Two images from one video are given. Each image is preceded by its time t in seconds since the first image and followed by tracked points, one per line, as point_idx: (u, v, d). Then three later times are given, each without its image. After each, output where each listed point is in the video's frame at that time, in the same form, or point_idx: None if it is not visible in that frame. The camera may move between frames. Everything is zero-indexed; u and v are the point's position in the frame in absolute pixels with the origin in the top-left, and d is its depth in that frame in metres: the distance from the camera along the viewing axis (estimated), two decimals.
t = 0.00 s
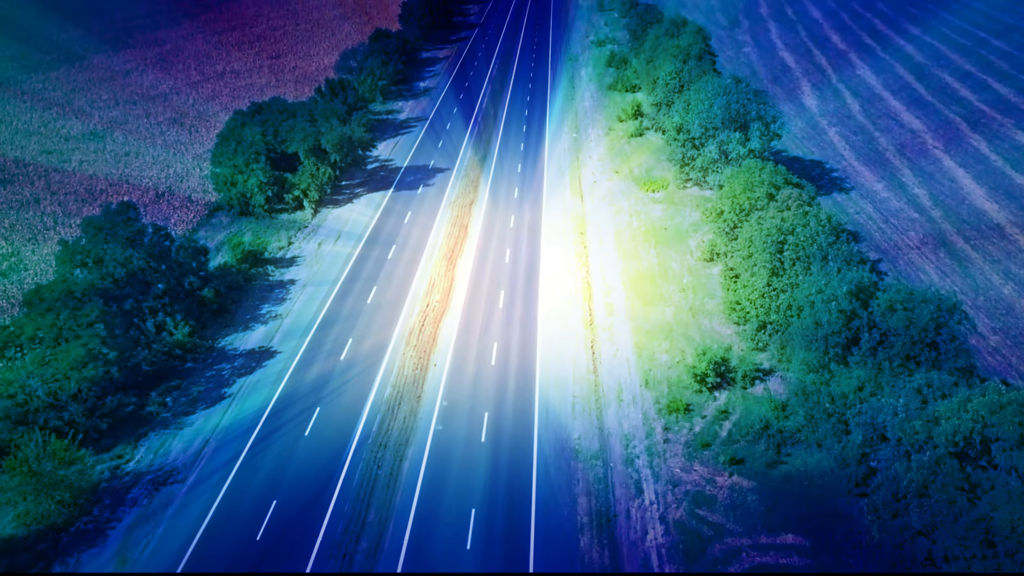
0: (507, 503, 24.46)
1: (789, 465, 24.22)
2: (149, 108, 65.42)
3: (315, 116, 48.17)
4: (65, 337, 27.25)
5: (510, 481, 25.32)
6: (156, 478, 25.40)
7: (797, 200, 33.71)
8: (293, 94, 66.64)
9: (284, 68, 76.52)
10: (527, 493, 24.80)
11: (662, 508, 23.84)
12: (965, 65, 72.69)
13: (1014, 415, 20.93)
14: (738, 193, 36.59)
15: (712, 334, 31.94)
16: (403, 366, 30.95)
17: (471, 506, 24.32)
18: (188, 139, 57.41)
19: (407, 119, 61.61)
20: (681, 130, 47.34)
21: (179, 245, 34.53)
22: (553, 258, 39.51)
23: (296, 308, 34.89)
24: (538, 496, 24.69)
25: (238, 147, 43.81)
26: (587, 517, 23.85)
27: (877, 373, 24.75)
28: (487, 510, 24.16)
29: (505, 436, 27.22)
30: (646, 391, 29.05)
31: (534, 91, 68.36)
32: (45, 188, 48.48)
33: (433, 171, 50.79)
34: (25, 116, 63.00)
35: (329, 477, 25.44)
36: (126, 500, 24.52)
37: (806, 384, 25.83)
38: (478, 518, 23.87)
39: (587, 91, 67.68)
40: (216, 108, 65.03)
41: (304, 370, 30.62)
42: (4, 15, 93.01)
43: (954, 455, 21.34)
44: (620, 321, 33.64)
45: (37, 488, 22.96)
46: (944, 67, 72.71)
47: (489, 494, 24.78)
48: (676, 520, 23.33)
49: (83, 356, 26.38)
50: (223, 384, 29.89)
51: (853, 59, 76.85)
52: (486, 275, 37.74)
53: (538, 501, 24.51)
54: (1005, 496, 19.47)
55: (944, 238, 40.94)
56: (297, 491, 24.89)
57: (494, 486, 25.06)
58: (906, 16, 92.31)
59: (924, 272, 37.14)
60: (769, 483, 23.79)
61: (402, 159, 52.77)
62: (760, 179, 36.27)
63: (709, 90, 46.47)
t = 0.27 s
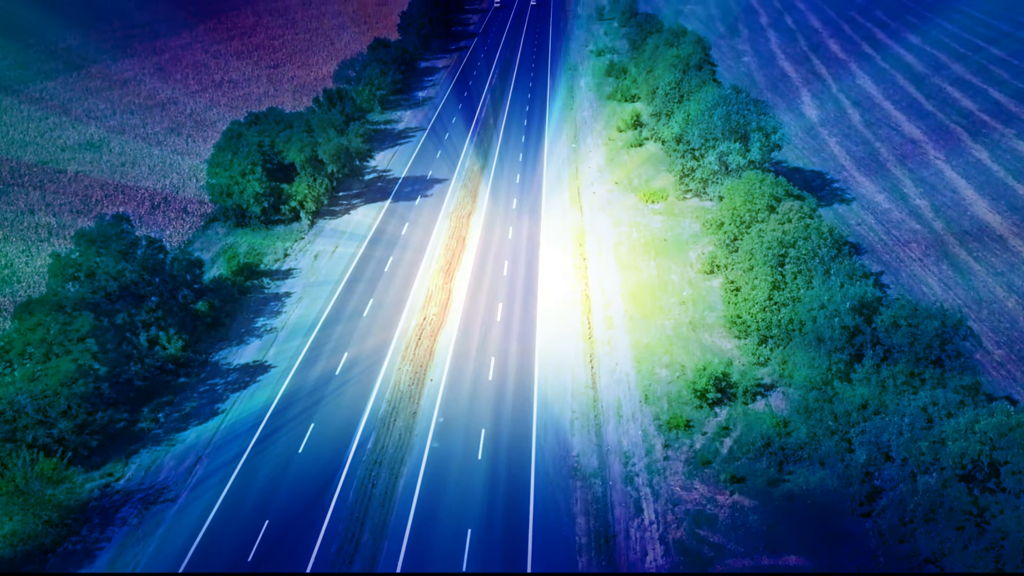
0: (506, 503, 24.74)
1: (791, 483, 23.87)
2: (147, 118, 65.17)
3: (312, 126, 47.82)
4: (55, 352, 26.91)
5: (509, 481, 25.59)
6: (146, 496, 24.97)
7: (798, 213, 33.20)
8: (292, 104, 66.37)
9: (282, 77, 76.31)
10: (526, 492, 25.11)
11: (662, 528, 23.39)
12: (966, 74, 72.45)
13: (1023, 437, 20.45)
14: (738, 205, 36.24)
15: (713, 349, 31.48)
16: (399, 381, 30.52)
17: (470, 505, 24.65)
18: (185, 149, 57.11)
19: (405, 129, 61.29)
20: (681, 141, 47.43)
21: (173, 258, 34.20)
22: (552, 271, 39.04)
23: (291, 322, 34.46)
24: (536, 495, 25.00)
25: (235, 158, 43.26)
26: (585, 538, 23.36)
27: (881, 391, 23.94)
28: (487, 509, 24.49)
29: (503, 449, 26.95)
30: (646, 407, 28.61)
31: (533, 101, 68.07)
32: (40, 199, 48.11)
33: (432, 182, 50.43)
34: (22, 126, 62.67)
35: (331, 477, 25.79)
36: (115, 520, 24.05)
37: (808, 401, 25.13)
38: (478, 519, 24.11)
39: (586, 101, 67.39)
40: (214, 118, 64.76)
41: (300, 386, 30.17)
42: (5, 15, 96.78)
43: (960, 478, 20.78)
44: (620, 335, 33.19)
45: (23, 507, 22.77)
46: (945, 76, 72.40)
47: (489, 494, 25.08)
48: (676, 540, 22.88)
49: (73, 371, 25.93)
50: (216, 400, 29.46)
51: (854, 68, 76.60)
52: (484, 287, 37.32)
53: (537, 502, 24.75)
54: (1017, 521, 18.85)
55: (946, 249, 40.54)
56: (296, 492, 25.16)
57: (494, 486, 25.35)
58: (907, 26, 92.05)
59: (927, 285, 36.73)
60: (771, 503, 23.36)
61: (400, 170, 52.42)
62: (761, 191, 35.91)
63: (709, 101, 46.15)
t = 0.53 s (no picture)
0: (505, 502, 25.05)
1: (794, 501, 23.29)
2: (144, 127, 64.87)
3: (309, 136, 47.58)
4: (45, 368, 26.42)
5: (507, 481, 25.86)
6: (136, 516, 24.54)
7: (800, 225, 32.65)
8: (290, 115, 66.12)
9: (281, 87, 76.09)
10: (524, 492, 25.41)
11: (663, 548, 22.97)
12: (967, 84, 72.30)
13: None
14: (739, 217, 35.87)
15: (714, 363, 31.05)
16: (395, 397, 30.08)
17: (470, 505, 24.90)
18: (182, 160, 56.79)
19: (404, 139, 60.97)
20: (681, 151, 47.26)
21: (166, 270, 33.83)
22: (551, 283, 38.63)
23: (286, 335, 34.05)
24: (536, 495, 25.28)
25: (231, 168, 43.04)
26: (584, 558, 22.90)
27: (885, 410, 23.46)
28: (486, 507, 24.82)
29: (501, 462, 26.69)
30: (646, 423, 28.18)
31: (532, 111, 67.80)
32: (35, 210, 47.74)
33: (430, 192, 50.07)
34: (18, 136, 62.31)
35: (331, 479, 26.03)
36: (104, 540, 23.64)
37: (811, 418, 24.58)
38: (478, 519, 24.35)
39: (586, 111, 67.14)
40: (211, 128, 64.46)
41: (294, 401, 29.77)
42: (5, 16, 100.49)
43: (967, 501, 20.63)
44: (619, 348, 32.82)
45: (10, 528, 22.36)
46: (946, 86, 72.20)
47: (489, 493, 25.37)
48: (676, 561, 22.47)
49: (62, 389, 25.42)
50: (209, 416, 29.06)
51: (854, 78, 76.38)
52: (482, 300, 36.89)
53: (534, 502, 25.02)
54: None
55: (949, 261, 40.22)
56: (297, 493, 25.47)
57: (492, 485, 25.68)
58: (906, 35, 91.93)
59: (930, 298, 36.41)
60: (773, 521, 22.88)
61: (398, 180, 52.09)
62: (762, 203, 35.55)
63: (709, 111, 45.90)
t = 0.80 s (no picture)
0: (503, 501, 25.39)
1: (796, 520, 22.80)
2: (141, 137, 64.53)
3: (306, 147, 47.40)
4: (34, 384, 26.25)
5: (505, 489, 25.83)
6: (126, 535, 24.19)
7: (801, 237, 32.06)
8: (288, 125, 65.82)
9: (279, 96, 75.86)
10: (521, 500, 25.37)
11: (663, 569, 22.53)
12: (968, 94, 72.09)
13: None
14: (739, 228, 35.44)
15: (715, 377, 30.61)
16: (391, 411, 29.69)
17: (470, 504, 25.25)
18: (179, 170, 56.43)
19: (402, 149, 60.68)
20: (680, 161, 46.75)
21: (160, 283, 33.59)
22: (550, 295, 38.21)
23: (281, 349, 33.64)
24: (533, 492, 25.68)
25: (227, 179, 42.69)
26: None
27: (889, 427, 23.18)
28: (485, 506, 25.17)
29: (499, 477, 26.35)
30: (646, 439, 27.77)
31: (532, 120, 67.55)
32: (29, 220, 47.38)
33: (428, 203, 49.70)
34: (14, 145, 61.98)
35: (331, 477, 26.46)
36: (93, 560, 23.28)
37: (814, 437, 24.29)
38: (477, 517, 24.73)
39: (585, 121, 66.87)
40: (209, 137, 64.16)
41: (288, 416, 29.38)
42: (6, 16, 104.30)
43: (975, 525, 19.92)
44: (619, 361, 32.44)
45: None
46: (947, 96, 71.94)
47: (488, 493, 25.71)
48: None
49: (51, 405, 25.33)
50: (202, 431, 28.68)
51: (855, 88, 76.13)
52: (479, 313, 36.49)
53: (532, 510, 24.96)
54: None
55: (952, 273, 39.88)
56: (299, 491, 25.89)
57: (492, 485, 26.02)
58: (906, 44, 91.77)
59: (933, 310, 36.06)
60: (776, 541, 22.41)
61: (396, 191, 51.75)
62: (763, 214, 35.08)
63: (709, 121, 45.62)
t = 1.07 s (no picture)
0: (502, 500, 25.69)
1: (797, 540, 22.40)
2: (139, 146, 64.25)
3: (303, 157, 46.92)
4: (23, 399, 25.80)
5: (505, 488, 26.16)
6: (115, 554, 23.79)
7: (802, 249, 31.64)
8: (286, 134, 65.53)
9: (277, 106, 75.65)
10: (520, 497, 25.74)
11: None
12: (968, 103, 71.90)
13: None
14: (740, 240, 35.02)
15: (715, 391, 30.24)
16: (385, 428, 29.20)
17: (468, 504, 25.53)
18: (175, 179, 56.12)
19: (401, 158, 60.39)
20: (680, 171, 46.39)
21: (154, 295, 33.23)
22: (548, 308, 37.77)
23: (275, 362, 33.19)
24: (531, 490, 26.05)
25: (223, 190, 42.22)
26: None
27: (893, 446, 22.31)
28: (484, 505, 25.47)
29: (496, 496, 25.86)
30: (645, 456, 27.32)
31: (531, 130, 67.27)
32: (24, 231, 47.06)
33: (426, 213, 49.34)
34: (11, 155, 61.69)
35: (331, 477, 26.82)
36: None
37: (817, 455, 23.59)
38: (477, 515, 25.06)
39: (584, 130, 66.58)
40: (206, 147, 63.90)
41: (281, 433, 28.96)
42: (14, 21, 107.81)
43: (981, 551, 19.36)
44: (617, 375, 32.01)
45: None
46: (947, 105, 71.67)
47: (487, 492, 26.03)
48: None
49: (39, 421, 24.82)
50: (194, 447, 28.24)
51: (855, 97, 75.88)
52: (476, 326, 35.98)
53: (529, 510, 25.22)
54: None
55: (954, 284, 39.47)
56: (300, 490, 26.28)
57: (491, 484, 26.33)
58: (906, 53, 91.59)
59: (935, 323, 35.68)
60: (778, 560, 21.95)
61: (394, 201, 51.41)
62: (764, 226, 34.54)
63: (709, 132, 45.34)
